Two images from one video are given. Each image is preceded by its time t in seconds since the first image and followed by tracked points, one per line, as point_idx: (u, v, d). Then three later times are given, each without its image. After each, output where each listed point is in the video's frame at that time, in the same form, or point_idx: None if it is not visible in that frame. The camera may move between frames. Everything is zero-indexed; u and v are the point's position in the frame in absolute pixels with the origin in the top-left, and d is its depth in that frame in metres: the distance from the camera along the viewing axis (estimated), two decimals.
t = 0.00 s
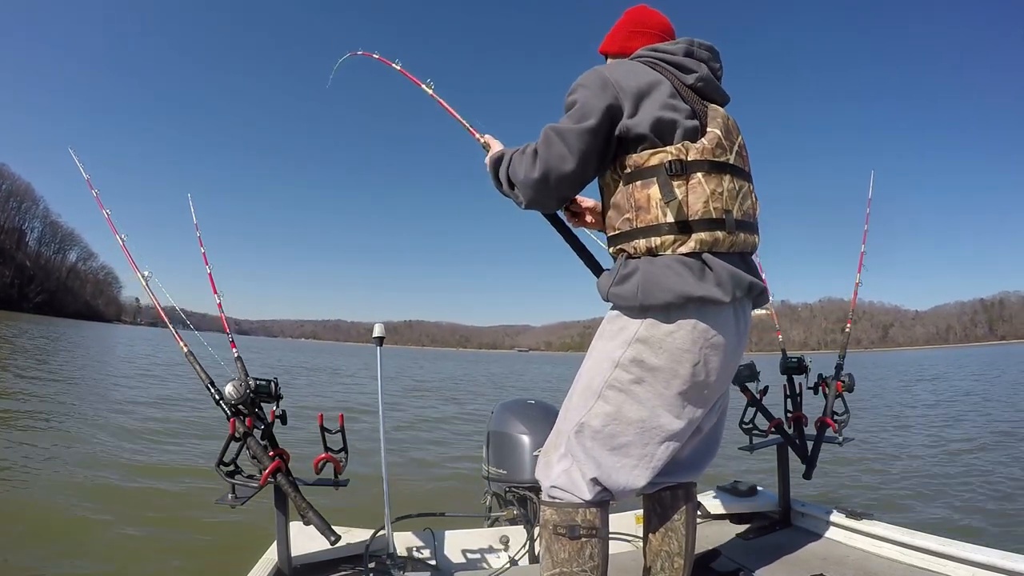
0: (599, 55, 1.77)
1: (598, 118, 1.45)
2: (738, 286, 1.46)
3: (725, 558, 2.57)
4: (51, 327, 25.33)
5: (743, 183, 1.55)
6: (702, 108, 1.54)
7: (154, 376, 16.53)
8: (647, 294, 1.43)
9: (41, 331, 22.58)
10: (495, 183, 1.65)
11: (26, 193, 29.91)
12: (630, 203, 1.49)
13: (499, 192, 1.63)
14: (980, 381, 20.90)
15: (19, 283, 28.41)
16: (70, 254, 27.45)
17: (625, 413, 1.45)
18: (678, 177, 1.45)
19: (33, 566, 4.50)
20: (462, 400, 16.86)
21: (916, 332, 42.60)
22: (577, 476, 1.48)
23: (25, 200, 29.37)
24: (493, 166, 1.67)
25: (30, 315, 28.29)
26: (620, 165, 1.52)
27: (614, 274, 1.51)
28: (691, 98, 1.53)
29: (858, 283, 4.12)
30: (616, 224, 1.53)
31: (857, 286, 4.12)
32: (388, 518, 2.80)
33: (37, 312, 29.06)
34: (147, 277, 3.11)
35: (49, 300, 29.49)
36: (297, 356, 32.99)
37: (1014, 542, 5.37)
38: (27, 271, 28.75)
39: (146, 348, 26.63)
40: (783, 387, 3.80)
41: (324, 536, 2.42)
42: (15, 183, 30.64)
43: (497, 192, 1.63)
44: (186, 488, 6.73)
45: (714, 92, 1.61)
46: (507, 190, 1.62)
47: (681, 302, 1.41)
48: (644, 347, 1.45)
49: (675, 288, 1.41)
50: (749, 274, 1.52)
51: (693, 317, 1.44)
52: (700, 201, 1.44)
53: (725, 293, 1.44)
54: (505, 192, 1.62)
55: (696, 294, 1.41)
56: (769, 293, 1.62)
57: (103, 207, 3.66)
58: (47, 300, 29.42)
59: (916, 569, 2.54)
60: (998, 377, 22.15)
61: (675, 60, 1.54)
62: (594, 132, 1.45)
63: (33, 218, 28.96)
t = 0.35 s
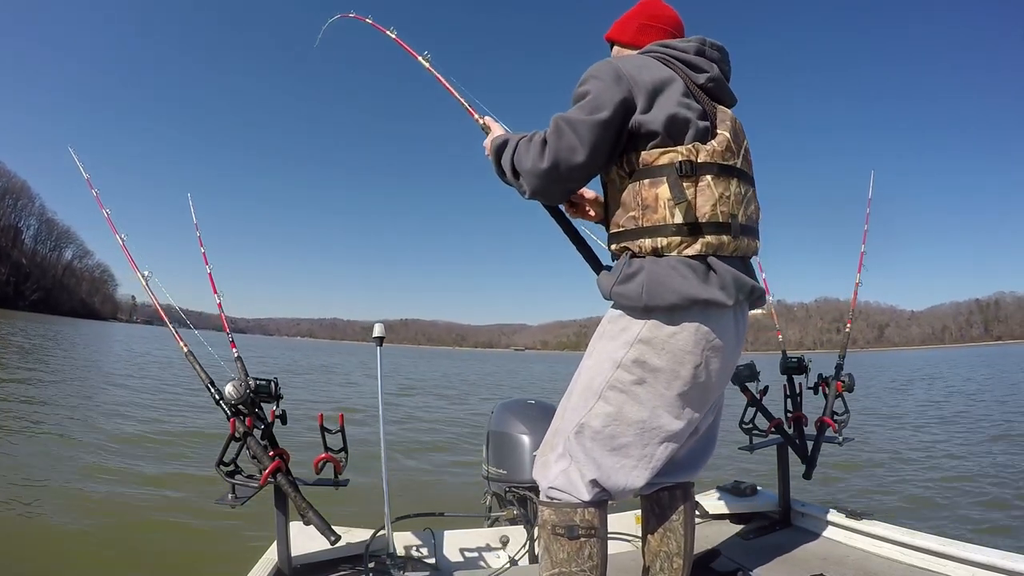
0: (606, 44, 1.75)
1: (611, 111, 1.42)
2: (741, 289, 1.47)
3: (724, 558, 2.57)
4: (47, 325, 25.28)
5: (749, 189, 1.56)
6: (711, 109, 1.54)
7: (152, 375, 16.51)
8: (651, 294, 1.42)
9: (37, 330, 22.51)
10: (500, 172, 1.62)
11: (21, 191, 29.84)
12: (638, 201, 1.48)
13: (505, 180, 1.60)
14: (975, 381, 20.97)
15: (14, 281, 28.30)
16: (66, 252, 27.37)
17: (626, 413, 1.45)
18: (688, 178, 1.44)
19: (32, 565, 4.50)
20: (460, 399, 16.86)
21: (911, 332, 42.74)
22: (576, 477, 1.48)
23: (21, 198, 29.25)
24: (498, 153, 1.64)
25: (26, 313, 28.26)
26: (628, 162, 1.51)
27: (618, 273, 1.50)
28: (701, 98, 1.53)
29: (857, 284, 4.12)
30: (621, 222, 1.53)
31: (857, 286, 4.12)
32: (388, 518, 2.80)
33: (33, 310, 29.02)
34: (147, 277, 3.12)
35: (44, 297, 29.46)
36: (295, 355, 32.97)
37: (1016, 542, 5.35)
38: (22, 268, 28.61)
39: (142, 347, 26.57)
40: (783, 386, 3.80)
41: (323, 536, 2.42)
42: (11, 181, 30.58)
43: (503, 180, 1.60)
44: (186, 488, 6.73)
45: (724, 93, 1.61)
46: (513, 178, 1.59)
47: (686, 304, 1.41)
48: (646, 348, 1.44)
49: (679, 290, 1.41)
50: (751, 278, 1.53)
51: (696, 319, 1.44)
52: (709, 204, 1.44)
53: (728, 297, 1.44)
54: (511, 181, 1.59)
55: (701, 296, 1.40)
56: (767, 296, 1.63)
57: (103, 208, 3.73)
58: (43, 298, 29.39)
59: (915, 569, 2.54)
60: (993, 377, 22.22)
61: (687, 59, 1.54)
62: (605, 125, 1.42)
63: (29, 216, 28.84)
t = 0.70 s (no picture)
0: (610, 40, 1.73)
1: (622, 106, 1.40)
2: (740, 291, 1.47)
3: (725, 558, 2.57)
4: (42, 325, 25.25)
5: (749, 192, 1.57)
6: (717, 111, 1.55)
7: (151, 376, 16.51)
8: (654, 293, 1.42)
9: (34, 330, 22.50)
10: (503, 161, 1.57)
11: (16, 190, 29.79)
12: (642, 199, 1.47)
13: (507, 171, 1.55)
14: (971, 382, 21.02)
15: (11, 280, 28.30)
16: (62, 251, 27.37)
17: (625, 413, 1.45)
18: (694, 179, 1.44)
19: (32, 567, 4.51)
20: (459, 399, 16.88)
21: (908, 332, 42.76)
22: (573, 476, 1.48)
23: (17, 197, 29.25)
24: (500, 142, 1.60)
25: (21, 312, 28.21)
26: (633, 159, 1.49)
27: (619, 270, 1.48)
28: (708, 99, 1.53)
29: (858, 284, 4.12)
30: (623, 219, 1.51)
31: (858, 286, 4.13)
32: (388, 518, 2.80)
33: (27, 310, 28.94)
34: (147, 277, 3.11)
35: (40, 296, 29.46)
36: (294, 356, 32.98)
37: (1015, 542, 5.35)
38: (18, 268, 28.59)
39: (140, 347, 26.56)
40: (783, 387, 3.80)
41: (323, 536, 2.43)
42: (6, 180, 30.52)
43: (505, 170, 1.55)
44: (185, 490, 6.74)
45: (728, 96, 1.62)
46: (516, 168, 1.54)
47: (687, 304, 1.41)
48: (646, 348, 1.44)
49: (681, 290, 1.40)
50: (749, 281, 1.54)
51: (697, 319, 1.44)
52: (713, 206, 1.45)
53: (729, 298, 1.44)
54: (513, 172, 1.55)
55: (702, 297, 1.40)
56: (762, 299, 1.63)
57: (101, 207, 3.50)
58: (38, 298, 29.35)
59: (915, 569, 2.54)
60: (989, 377, 22.26)
61: (694, 61, 1.54)
62: (616, 120, 1.40)
63: (25, 215, 28.82)
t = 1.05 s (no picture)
0: (612, 38, 1.73)
1: (632, 102, 1.40)
2: (740, 293, 1.48)
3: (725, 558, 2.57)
4: (39, 325, 25.28)
5: (749, 196, 1.58)
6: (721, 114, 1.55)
7: (150, 376, 16.53)
8: (656, 292, 1.41)
9: (31, 331, 22.51)
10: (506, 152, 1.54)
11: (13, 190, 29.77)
12: (645, 197, 1.46)
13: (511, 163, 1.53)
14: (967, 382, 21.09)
15: (7, 281, 28.31)
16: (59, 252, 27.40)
17: (625, 413, 1.44)
18: (697, 180, 1.44)
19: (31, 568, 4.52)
20: (458, 400, 16.90)
21: (905, 332, 42.83)
22: (572, 476, 1.48)
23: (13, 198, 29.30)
24: (504, 133, 1.58)
25: (18, 312, 28.23)
26: (636, 158, 1.48)
27: (620, 268, 1.47)
28: (713, 101, 1.53)
29: (858, 284, 4.13)
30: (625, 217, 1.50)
31: (858, 286, 4.13)
32: (387, 518, 2.80)
33: (23, 310, 28.98)
34: (147, 277, 3.11)
35: (37, 297, 29.49)
36: (291, 356, 33.01)
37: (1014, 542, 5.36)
38: (14, 269, 28.61)
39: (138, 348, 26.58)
40: (783, 387, 3.80)
41: (323, 536, 2.43)
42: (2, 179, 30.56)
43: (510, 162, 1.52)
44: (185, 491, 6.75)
45: (731, 100, 1.62)
46: (520, 160, 1.51)
47: (688, 304, 1.41)
48: (646, 347, 1.44)
49: (683, 290, 1.40)
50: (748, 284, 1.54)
51: (697, 320, 1.44)
52: (715, 207, 1.45)
53: (729, 299, 1.45)
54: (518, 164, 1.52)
55: (703, 297, 1.40)
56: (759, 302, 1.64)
57: (101, 207, 3.46)
58: (34, 298, 29.38)
59: (915, 569, 2.54)
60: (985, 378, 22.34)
61: (700, 62, 1.54)
62: (626, 116, 1.40)
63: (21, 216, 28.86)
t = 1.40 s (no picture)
0: (617, 37, 1.73)
1: (637, 102, 1.40)
2: (740, 294, 1.48)
3: (724, 558, 2.57)
4: (36, 323, 25.23)
5: (750, 199, 1.58)
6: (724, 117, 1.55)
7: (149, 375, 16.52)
8: (659, 294, 1.41)
9: (28, 329, 22.48)
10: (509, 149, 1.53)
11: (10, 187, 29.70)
12: (648, 198, 1.46)
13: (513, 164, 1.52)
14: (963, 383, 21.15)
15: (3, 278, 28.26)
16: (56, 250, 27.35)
17: (626, 413, 1.44)
18: (702, 181, 1.44)
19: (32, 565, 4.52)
20: (457, 399, 16.91)
21: (902, 332, 42.83)
22: (573, 477, 1.48)
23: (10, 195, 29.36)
24: (505, 132, 1.58)
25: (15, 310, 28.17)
26: (640, 159, 1.48)
27: (623, 268, 1.47)
28: (717, 104, 1.53)
29: (859, 284, 4.12)
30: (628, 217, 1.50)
31: (858, 287, 4.13)
32: (387, 518, 2.80)
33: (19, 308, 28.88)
34: (147, 277, 3.11)
35: (33, 295, 29.52)
36: (289, 356, 33.04)
37: (1014, 542, 5.36)
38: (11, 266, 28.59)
39: (134, 346, 26.55)
40: (783, 387, 3.80)
41: (323, 536, 2.43)
42: None
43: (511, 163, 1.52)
44: (185, 489, 6.76)
45: (734, 102, 1.62)
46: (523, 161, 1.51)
47: (690, 305, 1.41)
48: (649, 348, 1.44)
49: (686, 291, 1.40)
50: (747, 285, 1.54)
51: (698, 321, 1.44)
52: (719, 210, 1.45)
53: (730, 300, 1.45)
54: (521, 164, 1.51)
55: (705, 299, 1.40)
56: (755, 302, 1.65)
57: (102, 206, 3.44)
58: (31, 296, 29.33)
59: (915, 569, 2.53)
60: (980, 379, 22.41)
61: (703, 64, 1.54)
62: (631, 116, 1.40)
63: (19, 213, 28.85)
